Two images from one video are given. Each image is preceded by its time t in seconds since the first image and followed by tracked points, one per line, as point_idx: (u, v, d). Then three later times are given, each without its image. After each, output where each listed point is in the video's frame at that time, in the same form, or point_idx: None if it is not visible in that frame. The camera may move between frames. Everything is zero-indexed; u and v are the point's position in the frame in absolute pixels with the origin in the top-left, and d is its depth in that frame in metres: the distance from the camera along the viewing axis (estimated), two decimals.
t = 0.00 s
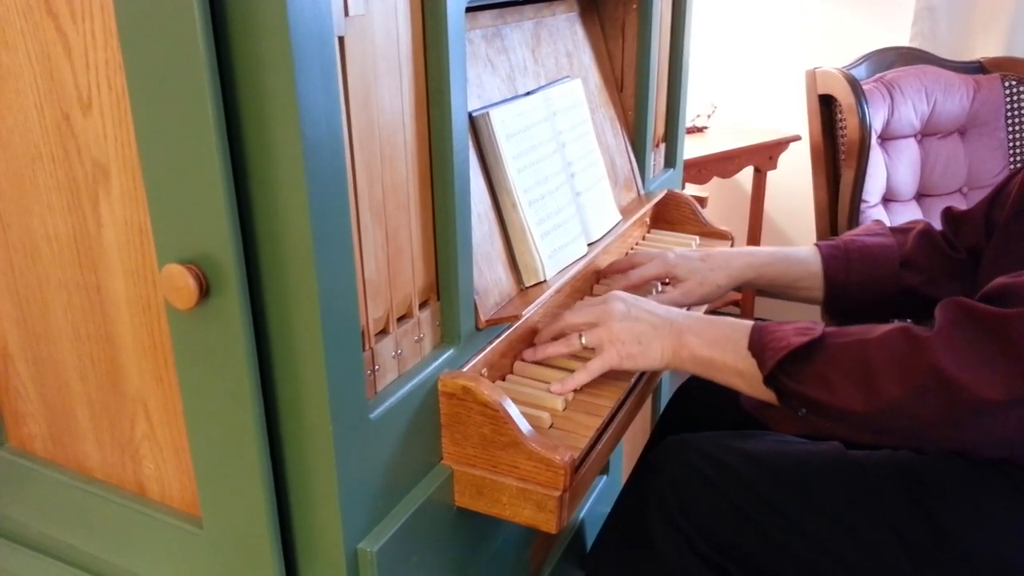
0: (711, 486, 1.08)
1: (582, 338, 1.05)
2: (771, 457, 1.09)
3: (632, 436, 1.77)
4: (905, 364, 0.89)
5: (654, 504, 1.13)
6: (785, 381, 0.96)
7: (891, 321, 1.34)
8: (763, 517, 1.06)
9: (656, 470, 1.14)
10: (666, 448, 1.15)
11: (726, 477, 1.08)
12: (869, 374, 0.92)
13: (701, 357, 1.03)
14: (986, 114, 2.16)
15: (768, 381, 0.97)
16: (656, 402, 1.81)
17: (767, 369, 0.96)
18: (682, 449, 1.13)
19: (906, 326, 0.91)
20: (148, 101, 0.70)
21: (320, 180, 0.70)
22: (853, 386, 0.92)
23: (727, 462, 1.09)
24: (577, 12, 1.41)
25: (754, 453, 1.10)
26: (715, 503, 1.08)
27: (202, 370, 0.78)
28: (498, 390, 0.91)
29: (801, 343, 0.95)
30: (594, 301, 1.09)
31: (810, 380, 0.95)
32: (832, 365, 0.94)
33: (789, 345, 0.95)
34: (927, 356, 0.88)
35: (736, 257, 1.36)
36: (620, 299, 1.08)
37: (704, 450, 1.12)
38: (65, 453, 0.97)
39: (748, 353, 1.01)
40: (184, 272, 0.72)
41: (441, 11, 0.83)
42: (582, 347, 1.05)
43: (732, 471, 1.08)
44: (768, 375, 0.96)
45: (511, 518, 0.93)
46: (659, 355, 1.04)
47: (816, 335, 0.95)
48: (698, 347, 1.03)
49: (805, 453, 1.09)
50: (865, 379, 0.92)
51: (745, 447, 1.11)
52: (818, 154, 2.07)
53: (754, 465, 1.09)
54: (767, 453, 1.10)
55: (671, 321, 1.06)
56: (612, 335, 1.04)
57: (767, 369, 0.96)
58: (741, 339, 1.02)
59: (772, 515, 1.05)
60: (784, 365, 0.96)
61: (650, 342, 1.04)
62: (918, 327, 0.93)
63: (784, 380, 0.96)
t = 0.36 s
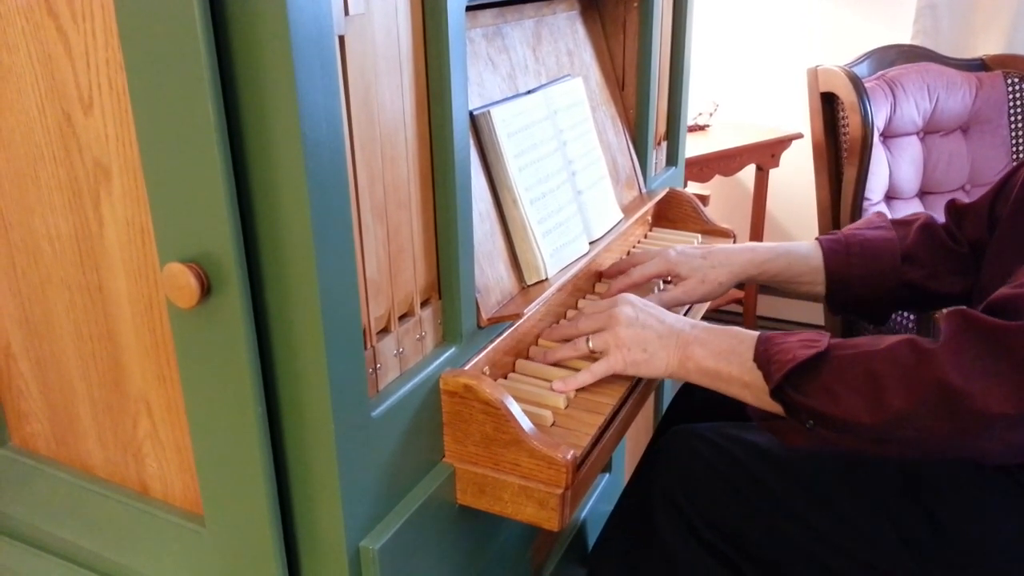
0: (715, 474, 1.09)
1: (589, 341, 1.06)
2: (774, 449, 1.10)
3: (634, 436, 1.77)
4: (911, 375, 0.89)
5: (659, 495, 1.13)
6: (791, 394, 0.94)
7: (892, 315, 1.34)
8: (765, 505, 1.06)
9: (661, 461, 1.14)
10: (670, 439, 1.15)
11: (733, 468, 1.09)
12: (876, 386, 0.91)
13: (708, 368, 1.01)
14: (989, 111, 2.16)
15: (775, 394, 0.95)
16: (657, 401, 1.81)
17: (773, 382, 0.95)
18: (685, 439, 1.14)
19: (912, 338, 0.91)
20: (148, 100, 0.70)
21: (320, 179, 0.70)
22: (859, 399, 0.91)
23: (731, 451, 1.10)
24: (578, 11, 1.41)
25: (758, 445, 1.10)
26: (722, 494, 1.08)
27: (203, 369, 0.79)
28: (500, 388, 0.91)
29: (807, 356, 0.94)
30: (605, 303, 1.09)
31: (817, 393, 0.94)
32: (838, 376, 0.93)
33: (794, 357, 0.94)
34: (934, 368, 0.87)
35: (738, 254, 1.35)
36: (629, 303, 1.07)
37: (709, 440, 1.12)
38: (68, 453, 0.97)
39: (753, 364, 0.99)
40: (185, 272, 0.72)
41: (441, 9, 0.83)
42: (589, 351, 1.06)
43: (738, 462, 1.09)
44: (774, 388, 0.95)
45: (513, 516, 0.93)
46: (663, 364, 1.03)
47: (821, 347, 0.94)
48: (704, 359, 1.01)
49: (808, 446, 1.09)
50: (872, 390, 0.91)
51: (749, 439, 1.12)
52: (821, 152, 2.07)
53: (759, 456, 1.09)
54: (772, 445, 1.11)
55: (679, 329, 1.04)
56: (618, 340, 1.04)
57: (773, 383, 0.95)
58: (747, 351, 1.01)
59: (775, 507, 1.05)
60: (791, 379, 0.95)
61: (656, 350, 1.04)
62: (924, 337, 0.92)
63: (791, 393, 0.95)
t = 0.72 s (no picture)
0: (718, 478, 1.10)
1: (593, 340, 1.05)
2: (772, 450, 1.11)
3: (634, 433, 1.77)
4: (915, 392, 0.86)
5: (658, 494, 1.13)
6: (794, 408, 0.93)
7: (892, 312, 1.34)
8: (768, 510, 1.06)
9: (659, 461, 1.15)
10: (668, 440, 1.16)
11: (732, 468, 1.10)
12: (880, 402, 0.89)
13: (710, 377, 1.00)
14: (989, 108, 2.16)
15: (777, 408, 0.94)
16: (657, 397, 1.82)
17: (776, 396, 0.94)
18: (685, 439, 1.15)
19: (916, 354, 0.88)
20: (145, 98, 0.70)
21: (317, 177, 0.70)
22: (862, 415, 0.89)
23: (734, 455, 1.11)
24: (577, 7, 1.41)
25: (756, 446, 1.12)
26: (721, 494, 1.09)
27: (201, 367, 0.78)
28: (498, 386, 0.91)
29: (810, 370, 0.92)
30: (613, 305, 1.08)
31: (819, 408, 0.92)
32: (841, 392, 0.91)
33: (797, 371, 0.93)
34: (937, 386, 0.85)
35: (739, 252, 1.34)
36: (636, 305, 1.06)
37: (708, 441, 1.13)
38: (66, 451, 0.97)
39: (757, 376, 0.98)
40: (183, 270, 0.72)
41: (439, 6, 0.82)
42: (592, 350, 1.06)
43: (738, 462, 1.10)
44: (776, 403, 0.94)
45: (513, 514, 0.93)
46: (666, 371, 1.02)
47: (825, 361, 0.92)
48: (707, 367, 1.00)
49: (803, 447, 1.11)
50: (875, 407, 0.89)
51: (746, 440, 1.13)
52: (820, 148, 2.07)
53: (757, 456, 1.11)
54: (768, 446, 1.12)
55: (683, 336, 1.03)
56: (622, 341, 1.03)
57: (776, 397, 0.94)
58: (750, 361, 1.00)
59: (776, 510, 1.06)
60: (794, 393, 0.93)
61: (659, 356, 1.02)
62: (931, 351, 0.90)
63: (794, 407, 0.93)
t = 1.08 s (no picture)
0: (716, 479, 1.09)
1: (611, 331, 1.04)
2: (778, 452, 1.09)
3: (636, 432, 1.77)
4: (933, 410, 0.86)
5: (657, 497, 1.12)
6: (810, 415, 0.92)
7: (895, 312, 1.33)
8: (769, 512, 1.06)
9: (659, 463, 1.14)
10: (668, 441, 1.15)
11: (734, 472, 1.09)
12: (897, 416, 0.88)
13: (727, 375, 0.99)
14: (991, 106, 2.15)
15: (793, 413, 0.93)
16: (659, 395, 1.82)
17: (793, 401, 0.93)
18: (686, 441, 1.13)
19: (935, 370, 0.87)
20: (146, 97, 0.70)
21: (318, 177, 0.70)
22: (879, 428, 0.89)
23: (730, 454, 1.10)
24: (579, 5, 1.41)
25: (758, 447, 1.10)
26: (721, 497, 1.08)
27: (202, 367, 0.78)
28: (500, 385, 0.91)
29: (831, 378, 0.91)
30: (629, 309, 1.08)
31: (836, 417, 0.91)
32: (859, 403, 0.90)
33: (817, 378, 0.92)
34: (955, 405, 0.85)
35: (744, 256, 1.35)
36: (653, 310, 1.07)
37: (710, 444, 1.12)
38: (67, 450, 0.97)
39: (774, 379, 0.97)
40: (183, 269, 0.72)
41: (440, 5, 0.82)
42: (608, 341, 1.04)
43: (739, 465, 1.09)
44: (793, 408, 0.93)
45: (514, 512, 0.93)
46: (684, 370, 1.02)
47: (846, 370, 0.91)
48: (725, 365, 1.00)
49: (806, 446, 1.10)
50: (893, 421, 0.88)
51: (748, 441, 1.12)
52: (822, 147, 2.07)
53: (759, 458, 1.09)
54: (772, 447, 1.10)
55: (702, 337, 1.03)
56: (640, 339, 1.03)
57: (792, 402, 0.93)
58: (769, 363, 0.99)
59: (778, 511, 1.06)
60: (812, 400, 0.92)
61: (677, 353, 1.02)
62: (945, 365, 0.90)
63: (810, 414, 0.92)
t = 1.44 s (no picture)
0: (718, 485, 1.08)
1: (620, 343, 1.05)
2: (779, 455, 1.09)
3: (637, 430, 1.77)
4: (951, 398, 0.86)
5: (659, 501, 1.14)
6: (827, 408, 0.92)
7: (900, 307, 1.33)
8: (769, 516, 1.06)
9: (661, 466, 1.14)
10: (669, 444, 1.15)
11: (732, 475, 1.08)
12: (914, 406, 0.88)
13: (740, 373, 1.00)
14: (994, 104, 2.15)
15: (810, 406, 0.93)
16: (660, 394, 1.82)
17: (810, 394, 0.93)
18: (685, 445, 1.13)
19: (952, 358, 0.88)
20: (147, 96, 0.70)
21: (319, 175, 0.70)
22: (896, 418, 0.89)
23: (733, 461, 1.09)
24: (580, 4, 1.41)
25: (757, 449, 1.10)
26: (721, 501, 1.08)
27: (204, 365, 0.79)
28: (502, 383, 0.91)
29: (846, 370, 0.91)
30: (636, 312, 1.09)
31: (853, 408, 0.91)
32: (876, 394, 0.90)
33: (833, 370, 0.92)
34: (973, 392, 0.85)
35: (747, 253, 1.35)
36: (661, 313, 1.08)
37: (709, 448, 1.11)
38: (70, 449, 0.97)
39: (788, 373, 0.97)
40: (185, 268, 0.72)
41: (441, 3, 0.82)
42: (619, 352, 1.05)
43: (738, 469, 1.08)
44: (810, 401, 0.93)
45: (515, 511, 0.93)
46: (697, 370, 1.02)
47: (862, 362, 0.91)
48: (738, 363, 1.00)
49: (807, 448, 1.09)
50: (910, 411, 0.88)
51: (748, 443, 1.11)
52: (825, 145, 2.06)
53: (758, 461, 1.08)
54: (771, 450, 1.10)
55: (712, 336, 1.04)
56: (651, 342, 1.04)
57: (808, 395, 0.93)
58: (782, 357, 0.99)
59: (780, 516, 1.05)
60: (828, 392, 0.92)
61: (688, 354, 1.03)
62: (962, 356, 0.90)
63: (827, 407, 0.92)
